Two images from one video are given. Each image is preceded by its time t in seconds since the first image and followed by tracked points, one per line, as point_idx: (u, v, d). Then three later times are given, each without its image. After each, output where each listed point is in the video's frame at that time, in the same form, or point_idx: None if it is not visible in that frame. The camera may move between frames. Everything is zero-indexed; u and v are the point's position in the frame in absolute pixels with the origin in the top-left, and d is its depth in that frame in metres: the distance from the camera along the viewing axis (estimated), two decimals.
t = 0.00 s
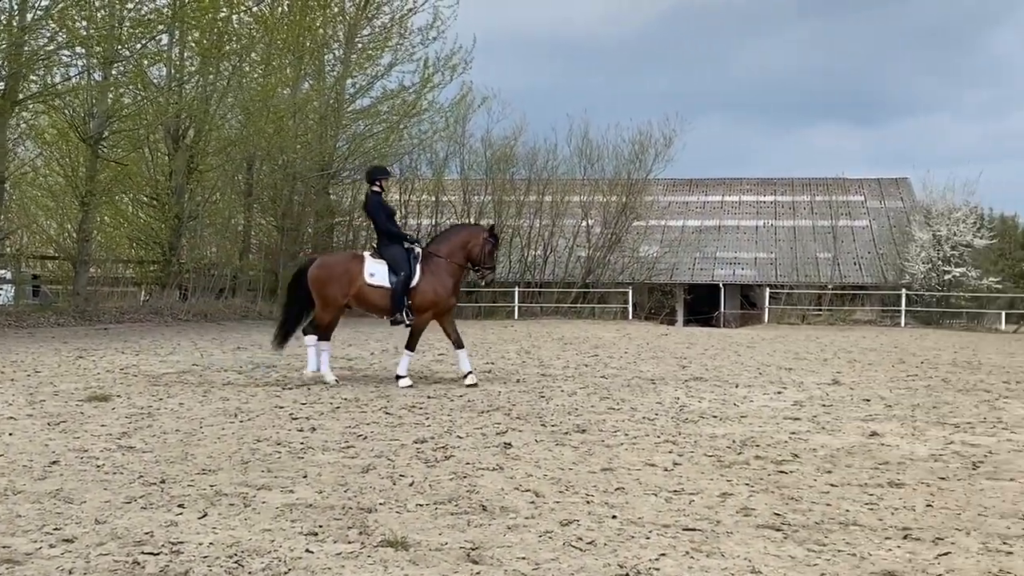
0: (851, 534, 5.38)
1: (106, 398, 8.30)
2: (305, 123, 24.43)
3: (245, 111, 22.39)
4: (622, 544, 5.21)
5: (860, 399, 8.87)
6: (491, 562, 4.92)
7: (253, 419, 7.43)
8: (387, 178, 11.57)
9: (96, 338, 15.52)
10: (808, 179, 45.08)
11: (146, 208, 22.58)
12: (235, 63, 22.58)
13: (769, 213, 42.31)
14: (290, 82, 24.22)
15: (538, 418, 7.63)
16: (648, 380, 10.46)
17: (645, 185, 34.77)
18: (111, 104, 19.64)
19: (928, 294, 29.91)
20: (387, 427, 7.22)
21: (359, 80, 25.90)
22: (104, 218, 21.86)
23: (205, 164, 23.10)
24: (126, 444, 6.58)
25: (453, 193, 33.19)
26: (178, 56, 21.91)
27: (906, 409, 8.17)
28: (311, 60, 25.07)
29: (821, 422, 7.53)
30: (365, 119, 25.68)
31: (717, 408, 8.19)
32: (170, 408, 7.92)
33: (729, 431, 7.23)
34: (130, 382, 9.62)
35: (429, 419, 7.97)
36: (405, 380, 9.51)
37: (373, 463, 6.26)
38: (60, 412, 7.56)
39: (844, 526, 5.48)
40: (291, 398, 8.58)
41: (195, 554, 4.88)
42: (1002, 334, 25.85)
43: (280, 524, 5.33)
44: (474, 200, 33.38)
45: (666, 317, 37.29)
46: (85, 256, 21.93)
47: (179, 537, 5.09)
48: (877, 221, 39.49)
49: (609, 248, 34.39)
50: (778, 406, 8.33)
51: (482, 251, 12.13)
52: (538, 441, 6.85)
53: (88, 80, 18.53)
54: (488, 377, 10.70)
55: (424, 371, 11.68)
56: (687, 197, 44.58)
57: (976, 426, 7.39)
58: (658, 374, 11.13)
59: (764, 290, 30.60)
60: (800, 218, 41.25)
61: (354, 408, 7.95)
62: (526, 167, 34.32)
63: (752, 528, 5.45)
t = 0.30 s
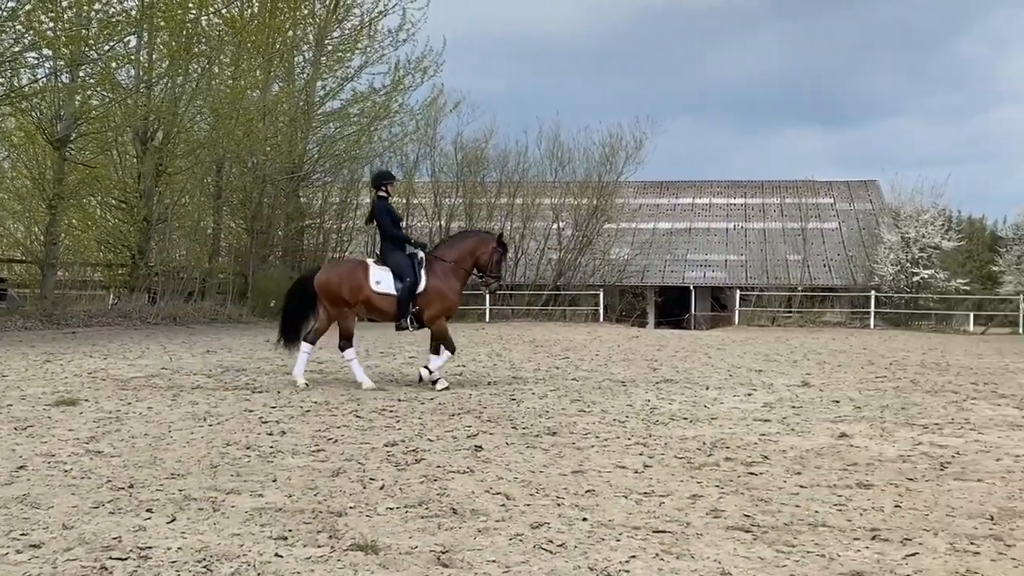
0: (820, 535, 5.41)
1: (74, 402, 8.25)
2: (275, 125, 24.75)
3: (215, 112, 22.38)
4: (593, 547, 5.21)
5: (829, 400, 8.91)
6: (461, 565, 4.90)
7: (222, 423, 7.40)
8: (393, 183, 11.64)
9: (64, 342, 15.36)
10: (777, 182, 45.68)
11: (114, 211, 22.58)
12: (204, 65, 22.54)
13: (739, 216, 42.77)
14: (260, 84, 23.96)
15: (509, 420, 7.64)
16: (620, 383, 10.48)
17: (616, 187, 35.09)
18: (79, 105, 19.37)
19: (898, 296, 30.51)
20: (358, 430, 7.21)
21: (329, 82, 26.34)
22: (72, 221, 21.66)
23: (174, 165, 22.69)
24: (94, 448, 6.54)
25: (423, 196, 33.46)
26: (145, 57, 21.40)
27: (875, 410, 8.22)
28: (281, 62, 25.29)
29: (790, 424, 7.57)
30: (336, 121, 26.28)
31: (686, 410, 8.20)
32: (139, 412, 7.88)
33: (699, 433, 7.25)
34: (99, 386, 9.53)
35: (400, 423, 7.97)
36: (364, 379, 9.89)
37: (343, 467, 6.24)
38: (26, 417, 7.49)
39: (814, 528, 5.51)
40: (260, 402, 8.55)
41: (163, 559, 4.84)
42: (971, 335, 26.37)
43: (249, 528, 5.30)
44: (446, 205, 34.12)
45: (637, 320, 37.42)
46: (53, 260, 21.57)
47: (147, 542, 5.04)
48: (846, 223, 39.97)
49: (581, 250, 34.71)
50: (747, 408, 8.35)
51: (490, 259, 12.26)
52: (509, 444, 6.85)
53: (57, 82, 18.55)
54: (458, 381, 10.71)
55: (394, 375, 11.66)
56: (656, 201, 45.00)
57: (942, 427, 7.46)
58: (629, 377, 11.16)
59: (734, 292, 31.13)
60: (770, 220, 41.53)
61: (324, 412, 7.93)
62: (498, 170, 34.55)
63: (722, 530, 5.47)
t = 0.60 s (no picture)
0: (790, 536, 5.45)
1: (43, 407, 8.20)
2: (246, 129, 25.19)
3: (186, 117, 22.40)
4: (564, 549, 5.21)
5: (801, 402, 8.98)
6: (433, 569, 4.88)
7: (193, 427, 7.38)
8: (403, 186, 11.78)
9: (35, 347, 15.22)
10: (747, 186, 46.53)
11: (83, 215, 22.28)
12: (175, 68, 22.26)
13: (710, 220, 43.50)
14: (230, 88, 24.36)
15: (481, 423, 7.65)
16: (591, 385, 10.50)
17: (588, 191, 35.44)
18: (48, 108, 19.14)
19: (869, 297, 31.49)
20: (330, 434, 7.21)
21: (300, 85, 26.93)
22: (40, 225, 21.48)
23: (144, 169, 22.54)
24: (64, 453, 6.50)
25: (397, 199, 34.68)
26: (114, 61, 21.28)
27: (845, 412, 8.28)
28: (252, 65, 25.66)
29: (762, 425, 7.61)
30: (307, 125, 26.93)
31: (658, 412, 8.23)
32: (108, 417, 7.84)
33: (671, 435, 7.28)
34: (70, 391, 9.45)
35: (372, 426, 7.96)
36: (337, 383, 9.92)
37: (315, 471, 6.23)
38: None
39: (784, 529, 5.54)
40: (232, 406, 8.53)
41: (134, 564, 4.79)
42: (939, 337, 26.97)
43: (220, 533, 5.27)
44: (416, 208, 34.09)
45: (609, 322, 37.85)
46: (22, 264, 20.97)
47: (117, 548, 5.00)
48: (817, 227, 40.92)
49: (553, 253, 35.03)
50: (719, 410, 8.39)
51: (496, 264, 12.37)
52: (482, 447, 6.86)
53: (24, 85, 18.51)
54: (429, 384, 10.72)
55: (364, 379, 11.63)
56: (627, 204, 45.70)
57: (912, 428, 7.52)
58: (602, 379, 11.20)
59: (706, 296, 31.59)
60: (741, 224, 42.38)
61: (297, 416, 7.93)
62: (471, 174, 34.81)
63: (693, 531, 5.50)
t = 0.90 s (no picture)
0: (762, 537, 5.47)
1: (12, 412, 8.14)
2: (218, 132, 25.01)
3: (156, 120, 22.11)
4: (537, 552, 5.22)
5: (772, 404, 9.04)
6: (406, 572, 4.87)
7: (164, 432, 7.35)
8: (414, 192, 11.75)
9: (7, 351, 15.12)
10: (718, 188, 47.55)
11: (54, 219, 22.44)
12: (146, 71, 21.88)
13: (682, 222, 44.53)
14: (202, 91, 23.93)
15: (454, 426, 7.67)
16: (566, 388, 10.54)
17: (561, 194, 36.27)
18: (18, 113, 18.76)
19: (838, 300, 32.28)
20: (302, 438, 7.20)
21: (272, 88, 27.04)
22: (11, 230, 21.32)
23: (115, 171, 22.65)
24: (34, 459, 6.46)
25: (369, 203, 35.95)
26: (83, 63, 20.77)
27: (816, 413, 8.33)
28: (223, 68, 25.38)
29: (734, 427, 7.65)
30: (280, 128, 27.00)
31: (631, 414, 8.25)
32: (79, 421, 7.80)
33: (644, 437, 7.31)
34: (41, 397, 9.38)
35: (345, 430, 7.96)
36: (376, 387, 10.23)
37: (287, 476, 6.22)
38: None
39: (756, 530, 5.57)
40: (204, 410, 8.51)
41: (104, 570, 4.74)
42: (911, 338, 27.39)
43: (192, 538, 5.24)
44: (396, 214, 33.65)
45: (582, 324, 38.73)
46: None
47: (87, 554, 4.96)
48: (789, 228, 42.29)
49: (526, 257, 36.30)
50: (691, 412, 8.42)
51: (510, 276, 12.57)
52: (455, 450, 6.86)
53: None
54: (394, 389, 10.68)
55: (337, 383, 11.59)
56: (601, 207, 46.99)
57: (883, 429, 7.58)
58: (576, 382, 11.24)
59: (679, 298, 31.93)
60: (714, 226, 43.60)
61: (269, 420, 7.92)
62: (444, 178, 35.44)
63: (666, 533, 5.51)
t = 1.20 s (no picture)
0: (735, 539, 5.50)
1: None
2: (190, 136, 25.00)
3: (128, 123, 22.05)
4: (510, 556, 5.21)
5: (745, 406, 9.09)
6: None
7: (135, 437, 7.32)
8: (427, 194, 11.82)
9: None
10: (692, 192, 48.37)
11: (25, 223, 22.08)
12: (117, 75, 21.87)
13: (657, 225, 45.25)
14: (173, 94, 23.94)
15: (428, 430, 7.67)
16: (541, 391, 10.56)
17: (534, 197, 38.79)
18: None
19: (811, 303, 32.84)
20: (275, 443, 7.17)
21: (245, 91, 27.10)
22: None
23: (87, 177, 22.50)
24: (3, 465, 6.41)
25: (343, 207, 37.63)
26: (54, 68, 20.48)
27: (789, 414, 8.38)
28: (194, 71, 25.35)
29: (707, 429, 7.67)
30: (252, 131, 27.11)
31: (605, 417, 8.28)
32: (49, 427, 7.76)
33: (618, 439, 7.33)
34: (12, 402, 9.31)
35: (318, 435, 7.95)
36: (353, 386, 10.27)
37: (259, 480, 6.20)
38: None
39: (729, 532, 5.59)
40: (175, 415, 8.48)
41: None
42: (883, 340, 27.69)
43: (163, 543, 5.21)
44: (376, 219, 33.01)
45: (557, 327, 39.23)
46: None
47: (57, 559, 4.92)
48: (761, 231, 43.08)
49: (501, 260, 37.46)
50: (665, 414, 8.44)
51: (517, 268, 12.44)
52: (429, 454, 6.86)
53: None
54: (370, 392, 10.68)
55: (310, 387, 11.55)
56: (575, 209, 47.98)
57: (856, 430, 7.64)
58: (551, 386, 11.26)
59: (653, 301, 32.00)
60: (688, 229, 44.29)
61: (241, 425, 7.90)
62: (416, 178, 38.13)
63: (639, 536, 5.52)
